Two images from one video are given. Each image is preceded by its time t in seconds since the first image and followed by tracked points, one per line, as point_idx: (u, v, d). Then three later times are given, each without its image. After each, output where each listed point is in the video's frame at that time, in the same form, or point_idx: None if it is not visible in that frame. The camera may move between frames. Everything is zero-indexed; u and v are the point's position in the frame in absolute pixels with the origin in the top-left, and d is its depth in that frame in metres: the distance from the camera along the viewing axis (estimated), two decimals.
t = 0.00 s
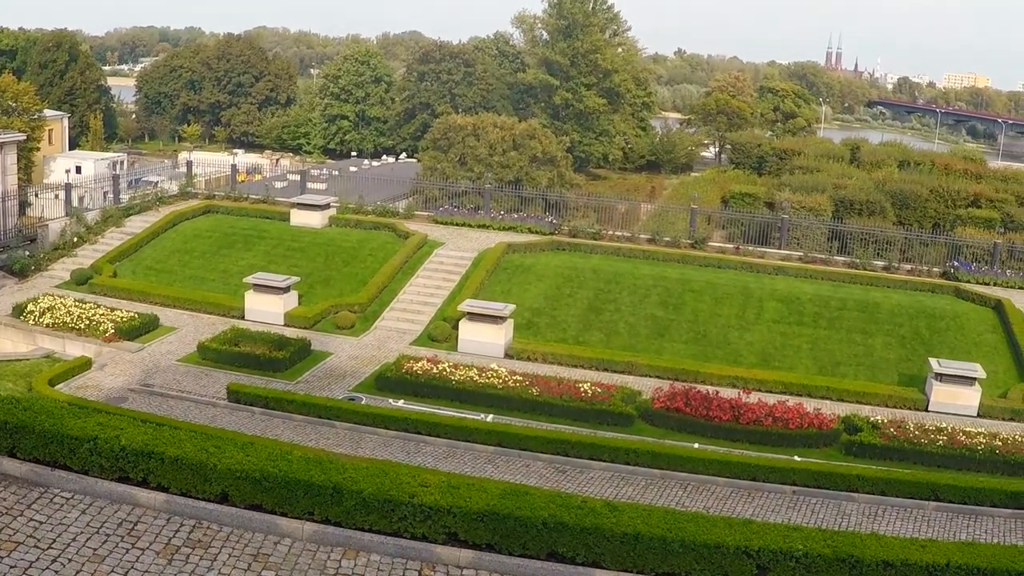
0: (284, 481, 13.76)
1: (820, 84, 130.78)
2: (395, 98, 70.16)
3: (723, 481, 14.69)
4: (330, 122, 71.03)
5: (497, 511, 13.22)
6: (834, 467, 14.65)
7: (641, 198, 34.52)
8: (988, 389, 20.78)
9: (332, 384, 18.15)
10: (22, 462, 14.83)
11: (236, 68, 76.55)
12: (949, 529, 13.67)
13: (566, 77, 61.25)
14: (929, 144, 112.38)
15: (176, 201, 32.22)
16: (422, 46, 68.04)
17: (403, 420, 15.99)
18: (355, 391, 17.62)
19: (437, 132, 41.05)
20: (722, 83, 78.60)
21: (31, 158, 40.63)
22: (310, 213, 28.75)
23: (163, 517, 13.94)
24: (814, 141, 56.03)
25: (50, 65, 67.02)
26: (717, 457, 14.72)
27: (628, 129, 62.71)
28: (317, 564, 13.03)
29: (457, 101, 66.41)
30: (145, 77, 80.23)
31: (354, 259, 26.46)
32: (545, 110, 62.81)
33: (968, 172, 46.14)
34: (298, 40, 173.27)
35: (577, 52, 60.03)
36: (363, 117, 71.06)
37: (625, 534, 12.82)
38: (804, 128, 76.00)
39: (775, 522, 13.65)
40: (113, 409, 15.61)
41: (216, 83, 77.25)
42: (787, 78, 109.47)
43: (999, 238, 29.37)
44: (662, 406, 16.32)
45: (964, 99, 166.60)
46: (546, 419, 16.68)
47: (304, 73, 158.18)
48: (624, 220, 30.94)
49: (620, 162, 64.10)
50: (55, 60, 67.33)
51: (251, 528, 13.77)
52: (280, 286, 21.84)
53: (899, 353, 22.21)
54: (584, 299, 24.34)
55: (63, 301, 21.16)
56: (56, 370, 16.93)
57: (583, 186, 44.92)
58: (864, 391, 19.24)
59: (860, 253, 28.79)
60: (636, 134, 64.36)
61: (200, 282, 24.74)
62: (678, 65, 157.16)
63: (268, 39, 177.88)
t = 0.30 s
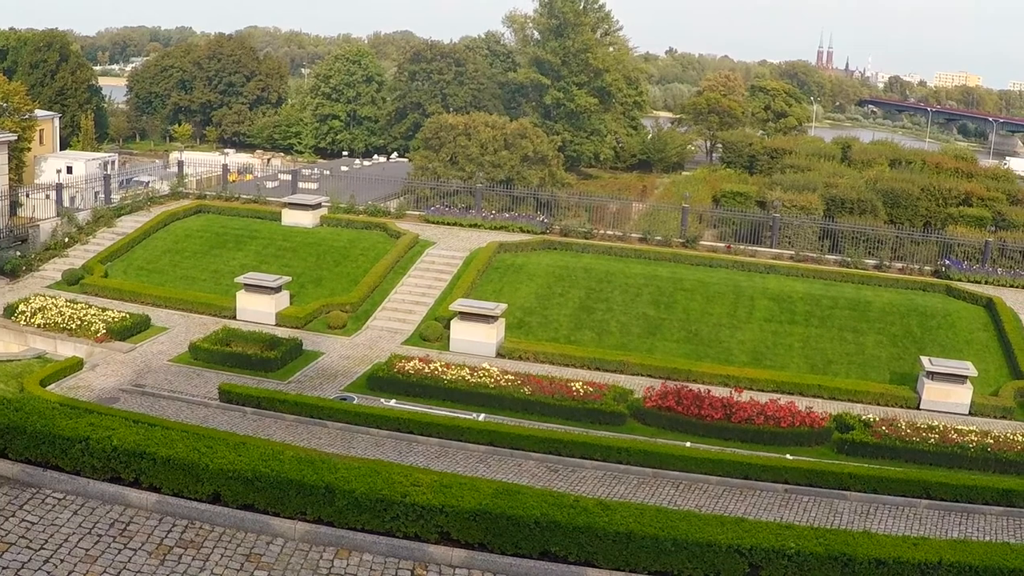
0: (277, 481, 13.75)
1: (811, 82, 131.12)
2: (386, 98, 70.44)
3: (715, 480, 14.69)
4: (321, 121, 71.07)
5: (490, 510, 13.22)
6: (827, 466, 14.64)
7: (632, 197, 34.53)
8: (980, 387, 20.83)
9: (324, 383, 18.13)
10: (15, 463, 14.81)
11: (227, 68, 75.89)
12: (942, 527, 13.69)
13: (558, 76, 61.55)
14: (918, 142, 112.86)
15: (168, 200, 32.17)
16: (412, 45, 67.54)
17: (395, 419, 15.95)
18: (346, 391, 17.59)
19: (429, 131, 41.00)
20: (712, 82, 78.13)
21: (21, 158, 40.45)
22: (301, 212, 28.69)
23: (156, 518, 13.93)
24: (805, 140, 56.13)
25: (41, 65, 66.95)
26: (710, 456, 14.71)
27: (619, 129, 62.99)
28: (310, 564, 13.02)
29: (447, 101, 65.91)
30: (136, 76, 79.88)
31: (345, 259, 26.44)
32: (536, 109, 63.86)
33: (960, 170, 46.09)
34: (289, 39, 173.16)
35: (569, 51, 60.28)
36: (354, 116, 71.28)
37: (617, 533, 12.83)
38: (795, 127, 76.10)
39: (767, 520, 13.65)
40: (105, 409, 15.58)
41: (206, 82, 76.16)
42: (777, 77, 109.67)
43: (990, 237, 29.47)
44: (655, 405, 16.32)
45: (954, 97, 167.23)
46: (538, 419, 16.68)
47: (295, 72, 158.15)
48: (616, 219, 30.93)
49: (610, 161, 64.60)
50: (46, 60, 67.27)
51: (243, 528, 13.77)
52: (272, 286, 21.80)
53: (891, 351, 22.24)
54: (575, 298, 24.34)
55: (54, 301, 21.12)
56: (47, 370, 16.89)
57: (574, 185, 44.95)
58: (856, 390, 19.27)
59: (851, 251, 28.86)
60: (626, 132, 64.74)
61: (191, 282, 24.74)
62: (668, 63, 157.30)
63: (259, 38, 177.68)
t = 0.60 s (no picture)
0: (260, 477, 13.71)
1: (795, 79, 131.56)
2: (370, 93, 70.34)
3: (698, 475, 14.70)
4: (305, 117, 70.62)
5: (474, 506, 13.20)
6: (810, 461, 14.67)
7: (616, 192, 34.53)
8: (962, 383, 20.91)
9: (307, 379, 18.10)
10: None
11: (211, 62, 75.30)
12: (924, 522, 13.75)
13: (541, 71, 61.69)
14: (900, 139, 113.51)
15: (151, 195, 32.02)
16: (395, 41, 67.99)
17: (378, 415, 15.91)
18: (330, 386, 17.58)
19: (412, 126, 40.87)
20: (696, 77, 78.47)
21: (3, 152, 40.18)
22: (284, 207, 28.63)
23: (140, 513, 13.89)
24: (789, 136, 56.31)
25: (24, 59, 66.65)
26: (694, 451, 14.71)
27: (603, 124, 63.08)
28: (294, 560, 12.99)
29: (431, 96, 65.90)
30: (119, 71, 79.24)
31: (329, 254, 26.37)
32: (520, 105, 64.35)
33: (943, 167, 46.23)
34: (273, 34, 172.58)
35: (553, 47, 60.35)
36: (337, 111, 70.62)
37: (601, 528, 12.83)
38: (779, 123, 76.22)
39: (750, 515, 13.68)
40: (87, 405, 15.52)
41: (190, 77, 76.07)
42: (761, 73, 109.91)
43: (973, 234, 29.60)
44: (638, 401, 16.34)
45: (938, 94, 167.98)
46: (521, 414, 16.67)
47: (279, 67, 157.84)
48: (600, 215, 30.94)
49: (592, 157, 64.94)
50: (29, 54, 66.99)
51: (227, 524, 13.74)
52: (255, 281, 21.74)
53: (874, 347, 22.30)
54: (559, 294, 24.33)
55: (38, 297, 21.02)
56: (30, 365, 16.80)
57: (558, 182, 44.96)
58: (839, 386, 19.33)
59: (834, 248, 28.95)
60: (610, 128, 64.86)
61: (175, 278, 24.64)
62: (653, 60, 157.43)
63: (244, 32, 177.10)
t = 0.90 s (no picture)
0: (248, 477, 13.69)
1: (780, 74, 131.87)
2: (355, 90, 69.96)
3: (686, 470, 14.71)
4: (290, 116, 70.00)
5: (463, 503, 13.19)
6: (797, 455, 14.69)
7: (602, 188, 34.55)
8: (949, 376, 20.96)
9: (294, 377, 18.06)
10: None
11: (195, 61, 74.50)
12: (912, 515, 13.79)
13: (527, 68, 61.83)
14: (884, 133, 113.98)
15: (136, 195, 31.93)
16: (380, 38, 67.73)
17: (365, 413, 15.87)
18: (318, 385, 17.54)
19: (397, 123, 40.78)
20: (681, 74, 78.64)
21: None
22: (270, 206, 28.57)
23: (128, 514, 13.84)
24: (774, 131, 56.43)
25: (8, 60, 66.59)
26: (681, 446, 14.72)
27: (588, 120, 63.28)
28: (283, 559, 12.96)
29: (417, 94, 66.37)
30: (103, 71, 78.48)
31: (316, 252, 26.32)
32: (505, 101, 64.17)
33: (927, 161, 46.34)
34: (258, 32, 172.13)
35: (537, 43, 60.55)
36: (323, 109, 70.11)
37: (590, 525, 12.83)
38: (763, 119, 76.33)
39: (739, 510, 13.69)
40: (74, 405, 15.46)
41: (174, 76, 75.46)
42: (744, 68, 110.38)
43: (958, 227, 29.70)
44: (625, 396, 16.33)
45: (923, 89, 168.63)
46: (509, 411, 16.66)
47: (263, 65, 157.60)
48: (586, 211, 30.97)
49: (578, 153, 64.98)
50: (13, 55, 66.88)
51: (216, 524, 13.70)
52: (240, 281, 21.69)
53: (860, 341, 22.34)
54: (546, 290, 24.31)
55: (24, 298, 20.93)
56: (16, 367, 16.75)
57: (543, 178, 44.94)
58: (825, 379, 19.36)
59: (820, 242, 29.00)
60: (595, 124, 64.93)
61: (161, 278, 24.56)
62: (638, 56, 157.54)
63: (229, 31, 176.69)
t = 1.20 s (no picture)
0: (245, 476, 13.70)
1: (775, 71, 131.78)
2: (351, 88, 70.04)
3: (684, 467, 14.71)
4: (286, 114, 69.85)
5: (461, 501, 13.20)
6: (795, 451, 14.69)
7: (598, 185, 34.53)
8: (947, 371, 20.96)
9: (291, 376, 18.05)
10: None
11: (191, 61, 74.51)
12: (910, 511, 13.80)
13: (522, 66, 61.91)
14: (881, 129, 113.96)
15: (132, 195, 31.92)
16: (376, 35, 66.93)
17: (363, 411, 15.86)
18: (315, 383, 17.53)
19: (393, 121, 40.67)
20: (676, 70, 78.58)
21: None
22: (266, 205, 28.57)
23: (125, 514, 13.83)
24: (770, 128, 56.38)
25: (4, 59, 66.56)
26: (679, 443, 14.72)
27: (584, 117, 63.26)
28: (281, 558, 12.95)
29: (413, 91, 66.10)
30: (98, 71, 78.21)
31: (312, 251, 26.29)
32: (500, 99, 64.09)
33: (924, 156, 46.27)
34: (252, 32, 171.88)
35: (533, 41, 60.71)
36: (319, 108, 70.21)
37: (587, 522, 12.84)
38: (760, 115, 76.06)
39: (737, 506, 13.70)
40: (72, 405, 15.45)
41: (170, 76, 75.18)
42: (740, 64, 110.30)
43: (955, 222, 29.72)
44: (623, 393, 16.32)
45: (919, 84, 168.52)
46: (506, 408, 16.67)
47: (258, 64, 157.64)
48: (582, 208, 30.99)
49: (574, 150, 64.95)
50: (8, 55, 66.79)
51: (214, 523, 13.70)
52: (238, 280, 21.67)
53: (857, 337, 22.35)
54: (542, 288, 24.31)
55: (21, 298, 20.91)
56: (13, 367, 16.74)
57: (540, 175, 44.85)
58: (822, 375, 19.37)
59: (816, 238, 28.99)
60: (591, 122, 64.88)
61: (157, 278, 24.55)
62: (632, 53, 157.48)
63: (223, 29, 176.57)
